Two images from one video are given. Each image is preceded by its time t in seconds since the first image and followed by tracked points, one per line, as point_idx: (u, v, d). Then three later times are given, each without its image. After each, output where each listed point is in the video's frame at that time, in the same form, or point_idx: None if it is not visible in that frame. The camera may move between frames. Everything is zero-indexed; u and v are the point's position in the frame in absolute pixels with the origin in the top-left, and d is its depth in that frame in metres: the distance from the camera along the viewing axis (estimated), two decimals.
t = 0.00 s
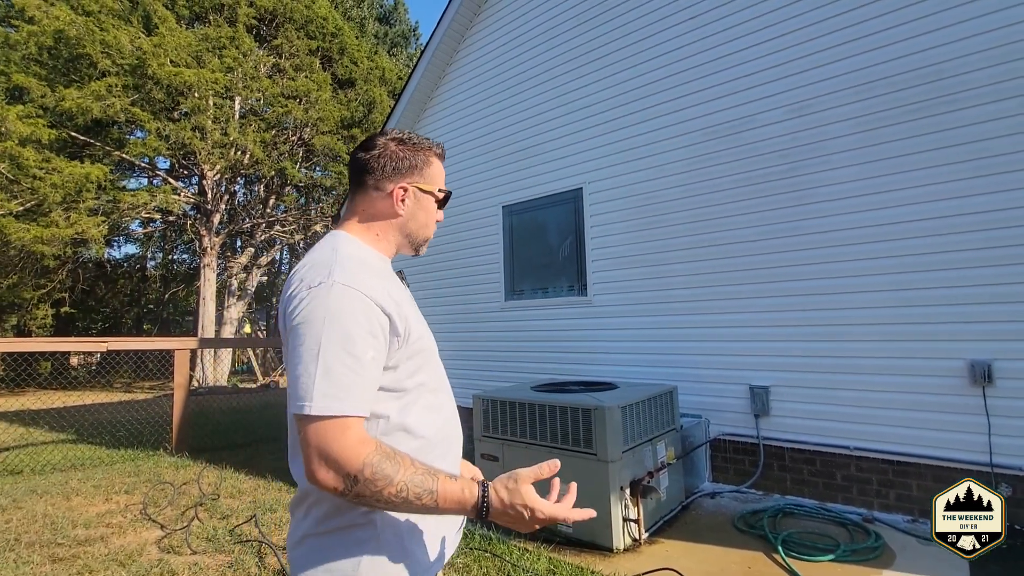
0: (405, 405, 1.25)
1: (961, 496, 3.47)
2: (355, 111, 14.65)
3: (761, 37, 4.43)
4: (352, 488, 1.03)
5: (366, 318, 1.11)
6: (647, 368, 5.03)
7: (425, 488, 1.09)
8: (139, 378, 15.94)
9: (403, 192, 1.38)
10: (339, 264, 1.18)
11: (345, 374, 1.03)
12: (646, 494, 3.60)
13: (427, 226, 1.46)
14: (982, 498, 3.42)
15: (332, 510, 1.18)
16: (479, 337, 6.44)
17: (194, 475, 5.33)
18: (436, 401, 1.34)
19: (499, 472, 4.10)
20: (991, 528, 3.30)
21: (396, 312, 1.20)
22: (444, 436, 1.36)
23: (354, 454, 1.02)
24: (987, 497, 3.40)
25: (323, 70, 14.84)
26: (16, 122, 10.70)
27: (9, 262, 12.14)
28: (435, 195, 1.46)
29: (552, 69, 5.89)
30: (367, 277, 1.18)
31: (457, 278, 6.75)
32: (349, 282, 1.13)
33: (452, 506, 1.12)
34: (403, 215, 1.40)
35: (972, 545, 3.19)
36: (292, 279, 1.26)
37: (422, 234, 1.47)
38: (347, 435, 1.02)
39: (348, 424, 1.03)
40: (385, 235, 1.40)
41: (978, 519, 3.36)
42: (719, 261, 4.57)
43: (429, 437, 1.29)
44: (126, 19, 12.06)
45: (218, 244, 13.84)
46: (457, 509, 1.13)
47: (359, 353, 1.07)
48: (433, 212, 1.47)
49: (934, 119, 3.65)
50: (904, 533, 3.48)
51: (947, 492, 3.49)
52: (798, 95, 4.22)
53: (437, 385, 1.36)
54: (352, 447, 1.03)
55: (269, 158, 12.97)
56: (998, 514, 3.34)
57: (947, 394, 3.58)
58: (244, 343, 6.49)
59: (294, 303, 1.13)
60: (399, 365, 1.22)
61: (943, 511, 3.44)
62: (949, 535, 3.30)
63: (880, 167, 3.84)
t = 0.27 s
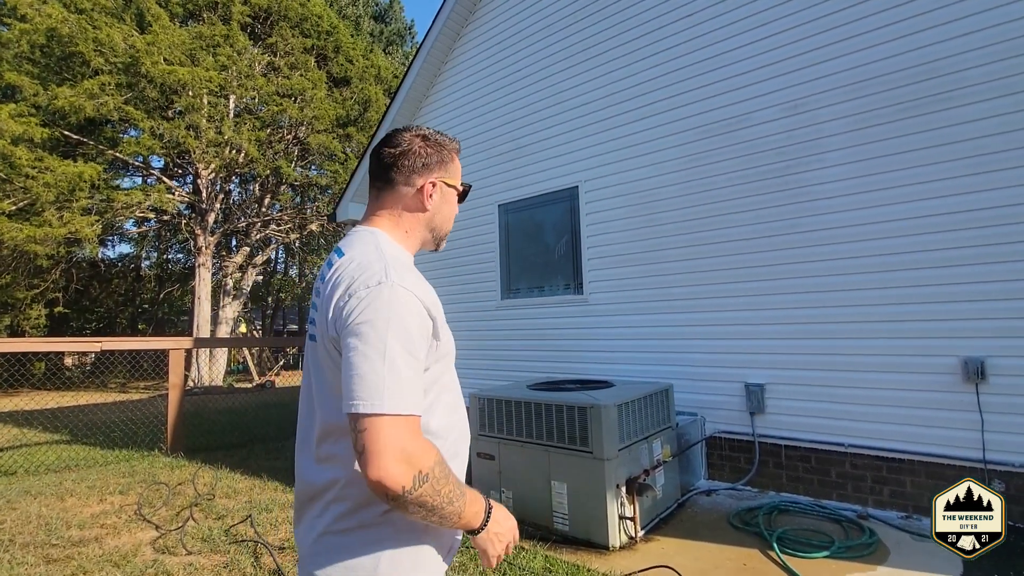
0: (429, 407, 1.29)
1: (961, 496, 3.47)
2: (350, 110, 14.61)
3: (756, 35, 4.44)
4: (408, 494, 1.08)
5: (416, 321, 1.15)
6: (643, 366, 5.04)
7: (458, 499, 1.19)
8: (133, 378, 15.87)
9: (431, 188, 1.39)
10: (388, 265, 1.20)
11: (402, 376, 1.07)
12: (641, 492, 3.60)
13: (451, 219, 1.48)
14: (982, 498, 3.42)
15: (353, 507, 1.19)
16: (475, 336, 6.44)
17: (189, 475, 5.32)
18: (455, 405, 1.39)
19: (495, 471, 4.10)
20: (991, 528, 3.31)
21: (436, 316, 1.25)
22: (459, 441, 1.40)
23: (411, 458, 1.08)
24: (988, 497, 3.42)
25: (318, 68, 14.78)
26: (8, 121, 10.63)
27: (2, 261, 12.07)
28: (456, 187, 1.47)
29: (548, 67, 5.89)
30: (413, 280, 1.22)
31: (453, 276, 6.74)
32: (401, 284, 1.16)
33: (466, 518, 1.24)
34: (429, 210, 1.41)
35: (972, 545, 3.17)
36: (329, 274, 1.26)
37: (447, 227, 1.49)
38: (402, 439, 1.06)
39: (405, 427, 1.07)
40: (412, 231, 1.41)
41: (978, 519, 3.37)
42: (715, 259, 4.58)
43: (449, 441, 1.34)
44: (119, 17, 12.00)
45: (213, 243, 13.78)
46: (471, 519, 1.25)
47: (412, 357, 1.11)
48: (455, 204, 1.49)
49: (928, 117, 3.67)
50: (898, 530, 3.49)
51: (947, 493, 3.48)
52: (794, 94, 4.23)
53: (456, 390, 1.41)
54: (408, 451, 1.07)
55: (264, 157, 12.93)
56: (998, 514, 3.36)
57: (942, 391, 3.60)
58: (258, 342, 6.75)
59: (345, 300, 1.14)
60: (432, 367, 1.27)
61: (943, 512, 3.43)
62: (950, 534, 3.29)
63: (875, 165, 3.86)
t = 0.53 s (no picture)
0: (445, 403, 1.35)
1: (961, 496, 3.46)
2: (348, 109, 14.60)
3: (754, 32, 4.44)
4: (427, 473, 1.15)
5: (437, 320, 1.21)
6: (642, 363, 5.04)
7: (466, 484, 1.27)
8: (133, 378, 15.86)
9: (434, 191, 1.42)
10: (410, 269, 1.26)
11: (426, 372, 1.14)
12: (641, 490, 3.60)
13: (455, 216, 1.51)
14: (982, 498, 3.42)
15: (376, 492, 1.24)
16: (474, 335, 6.44)
17: (189, 474, 5.32)
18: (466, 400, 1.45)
19: (495, 469, 4.10)
20: (991, 528, 3.27)
21: (452, 317, 1.31)
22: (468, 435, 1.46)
23: (432, 442, 1.15)
24: (987, 497, 3.41)
25: (316, 67, 14.76)
26: (6, 121, 10.62)
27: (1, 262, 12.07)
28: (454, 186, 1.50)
29: (546, 64, 5.88)
30: (431, 283, 1.27)
31: (452, 275, 6.74)
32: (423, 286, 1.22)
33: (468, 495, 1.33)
34: (435, 212, 1.44)
35: (973, 545, 3.12)
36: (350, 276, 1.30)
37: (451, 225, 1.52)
38: (425, 427, 1.13)
39: (427, 416, 1.13)
40: (424, 234, 1.43)
41: (978, 519, 3.35)
42: (713, 256, 4.59)
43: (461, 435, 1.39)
44: (116, 16, 12.00)
45: (211, 243, 13.78)
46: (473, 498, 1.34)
47: (434, 354, 1.17)
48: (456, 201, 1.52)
49: (926, 113, 3.67)
50: (898, 526, 3.49)
51: (947, 493, 3.48)
52: (792, 90, 4.23)
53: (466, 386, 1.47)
54: (432, 438, 1.15)
55: (263, 156, 12.93)
56: (999, 514, 3.34)
57: (940, 387, 3.60)
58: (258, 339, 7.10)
59: (371, 300, 1.20)
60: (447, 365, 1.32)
61: (943, 512, 3.41)
62: (949, 535, 3.25)
63: (873, 161, 3.86)
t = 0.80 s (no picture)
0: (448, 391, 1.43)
1: (962, 496, 3.46)
2: (347, 109, 14.59)
3: (752, 32, 4.45)
4: (441, 453, 1.24)
5: (439, 317, 1.30)
6: (642, 363, 5.04)
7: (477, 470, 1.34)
8: (132, 380, 15.85)
9: (423, 201, 1.50)
10: (409, 272, 1.33)
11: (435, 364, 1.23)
12: (642, 489, 3.60)
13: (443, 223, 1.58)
14: (982, 498, 3.41)
15: (388, 472, 1.31)
16: (474, 335, 6.43)
17: (189, 475, 5.32)
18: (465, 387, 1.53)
19: (496, 469, 4.10)
20: (992, 529, 3.25)
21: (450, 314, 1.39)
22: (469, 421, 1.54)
23: (445, 425, 1.24)
24: (988, 497, 3.41)
25: (315, 68, 14.76)
26: (4, 122, 10.61)
27: None
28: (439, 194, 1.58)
29: (544, 64, 5.89)
30: (429, 284, 1.35)
31: (452, 275, 6.74)
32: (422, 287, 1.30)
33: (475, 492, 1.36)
34: (424, 221, 1.52)
35: (972, 545, 3.10)
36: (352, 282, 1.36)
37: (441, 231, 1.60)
38: (436, 411, 1.22)
39: (438, 402, 1.22)
40: (416, 241, 1.51)
41: (978, 519, 3.34)
42: (713, 255, 4.58)
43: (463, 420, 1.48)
44: (115, 17, 12.00)
45: (211, 244, 13.77)
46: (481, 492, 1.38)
47: (438, 348, 1.26)
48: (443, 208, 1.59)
49: (925, 112, 3.67)
50: (898, 525, 3.50)
51: (948, 493, 3.48)
52: (791, 89, 4.23)
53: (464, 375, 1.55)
54: (444, 421, 1.23)
55: (262, 157, 12.92)
56: (998, 514, 3.34)
57: (941, 385, 3.60)
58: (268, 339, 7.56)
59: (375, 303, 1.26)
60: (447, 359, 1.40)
61: (943, 512, 3.40)
62: (950, 535, 3.24)
63: (872, 160, 3.86)
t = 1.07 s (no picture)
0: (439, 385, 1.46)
1: (962, 496, 3.46)
2: (349, 110, 14.63)
3: (754, 31, 4.44)
4: (423, 446, 1.25)
5: (428, 314, 1.33)
6: (644, 363, 5.04)
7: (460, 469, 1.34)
8: (136, 380, 15.90)
9: (416, 207, 1.54)
10: (399, 272, 1.36)
11: (423, 362, 1.25)
12: (644, 489, 3.60)
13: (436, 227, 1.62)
14: (982, 498, 3.41)
15: (381, 460, 1.34)
16: (477, 335, 6.44)
17: (193, 475, 5.33)
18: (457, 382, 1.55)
19: (498, 469, 4.10)
20: (992, 528, 3.25)
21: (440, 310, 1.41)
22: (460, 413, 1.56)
23: (431, 420, 1.26)
24: (988, 497, 3.40)
25: (317, 68, 14.77)
26: (8, 123, 10.64)
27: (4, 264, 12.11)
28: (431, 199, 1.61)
29: (546, 64, 5.88)
30: (418, 283, 1.38)
31: (454, 275, 6.74)
32: (411, 286, 1.33)
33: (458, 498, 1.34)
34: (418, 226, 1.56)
35: (972, 545, 3.10)
36: (347, 283, 1.40)
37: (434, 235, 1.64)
38: (426, 404, 1.25)
39: (426, 397, 1.25)
40: (411, 246, 1.54)
41: (978, 519, 3.33)
42: (716, 255, 4.58)
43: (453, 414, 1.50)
44: (118, 18, 12.03)
45: (214, 244, 13.79)
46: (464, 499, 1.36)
47: (426, 345, 1.29)
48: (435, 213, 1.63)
49: (928, 111, 3.66)
50: (901, 525, 3.49)
51: (947, 493, 3.48)
52: (794, 88, 4.22)
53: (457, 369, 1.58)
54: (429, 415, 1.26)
55: (264, 157, 12.94)
56: (998, 514, 3.32)
57: (944, 386, 3.59)
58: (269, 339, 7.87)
59: (366, 303, 1.29)
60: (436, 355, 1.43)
61: (943, 512, 3.40)
62: (950, 535, 3.23)
63: (875, 159, 3.85)
